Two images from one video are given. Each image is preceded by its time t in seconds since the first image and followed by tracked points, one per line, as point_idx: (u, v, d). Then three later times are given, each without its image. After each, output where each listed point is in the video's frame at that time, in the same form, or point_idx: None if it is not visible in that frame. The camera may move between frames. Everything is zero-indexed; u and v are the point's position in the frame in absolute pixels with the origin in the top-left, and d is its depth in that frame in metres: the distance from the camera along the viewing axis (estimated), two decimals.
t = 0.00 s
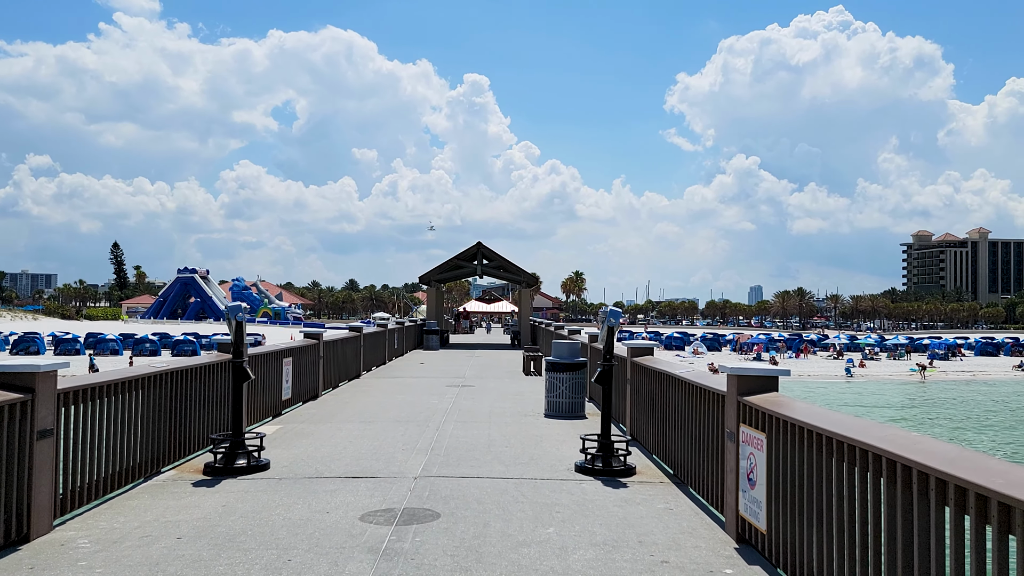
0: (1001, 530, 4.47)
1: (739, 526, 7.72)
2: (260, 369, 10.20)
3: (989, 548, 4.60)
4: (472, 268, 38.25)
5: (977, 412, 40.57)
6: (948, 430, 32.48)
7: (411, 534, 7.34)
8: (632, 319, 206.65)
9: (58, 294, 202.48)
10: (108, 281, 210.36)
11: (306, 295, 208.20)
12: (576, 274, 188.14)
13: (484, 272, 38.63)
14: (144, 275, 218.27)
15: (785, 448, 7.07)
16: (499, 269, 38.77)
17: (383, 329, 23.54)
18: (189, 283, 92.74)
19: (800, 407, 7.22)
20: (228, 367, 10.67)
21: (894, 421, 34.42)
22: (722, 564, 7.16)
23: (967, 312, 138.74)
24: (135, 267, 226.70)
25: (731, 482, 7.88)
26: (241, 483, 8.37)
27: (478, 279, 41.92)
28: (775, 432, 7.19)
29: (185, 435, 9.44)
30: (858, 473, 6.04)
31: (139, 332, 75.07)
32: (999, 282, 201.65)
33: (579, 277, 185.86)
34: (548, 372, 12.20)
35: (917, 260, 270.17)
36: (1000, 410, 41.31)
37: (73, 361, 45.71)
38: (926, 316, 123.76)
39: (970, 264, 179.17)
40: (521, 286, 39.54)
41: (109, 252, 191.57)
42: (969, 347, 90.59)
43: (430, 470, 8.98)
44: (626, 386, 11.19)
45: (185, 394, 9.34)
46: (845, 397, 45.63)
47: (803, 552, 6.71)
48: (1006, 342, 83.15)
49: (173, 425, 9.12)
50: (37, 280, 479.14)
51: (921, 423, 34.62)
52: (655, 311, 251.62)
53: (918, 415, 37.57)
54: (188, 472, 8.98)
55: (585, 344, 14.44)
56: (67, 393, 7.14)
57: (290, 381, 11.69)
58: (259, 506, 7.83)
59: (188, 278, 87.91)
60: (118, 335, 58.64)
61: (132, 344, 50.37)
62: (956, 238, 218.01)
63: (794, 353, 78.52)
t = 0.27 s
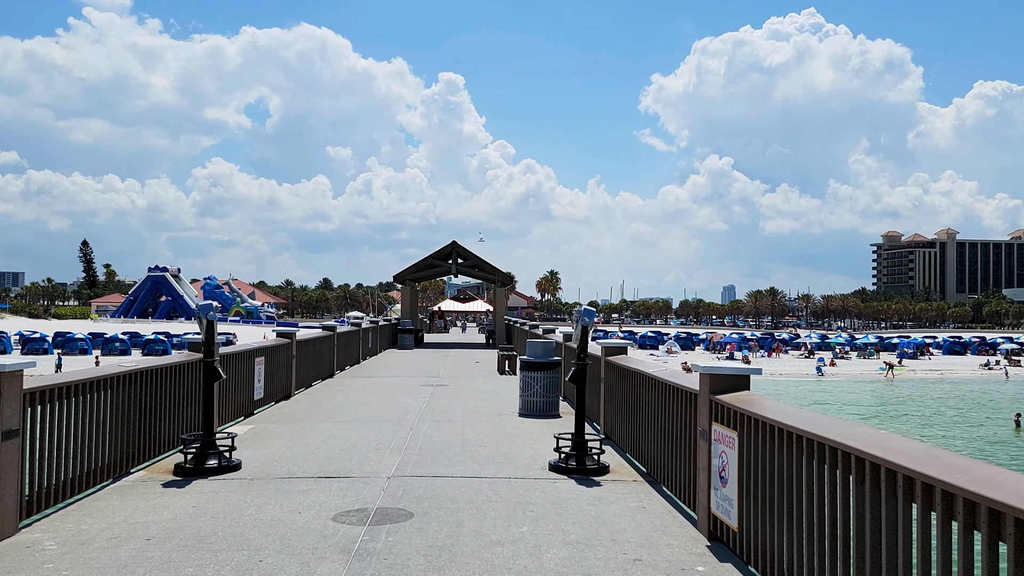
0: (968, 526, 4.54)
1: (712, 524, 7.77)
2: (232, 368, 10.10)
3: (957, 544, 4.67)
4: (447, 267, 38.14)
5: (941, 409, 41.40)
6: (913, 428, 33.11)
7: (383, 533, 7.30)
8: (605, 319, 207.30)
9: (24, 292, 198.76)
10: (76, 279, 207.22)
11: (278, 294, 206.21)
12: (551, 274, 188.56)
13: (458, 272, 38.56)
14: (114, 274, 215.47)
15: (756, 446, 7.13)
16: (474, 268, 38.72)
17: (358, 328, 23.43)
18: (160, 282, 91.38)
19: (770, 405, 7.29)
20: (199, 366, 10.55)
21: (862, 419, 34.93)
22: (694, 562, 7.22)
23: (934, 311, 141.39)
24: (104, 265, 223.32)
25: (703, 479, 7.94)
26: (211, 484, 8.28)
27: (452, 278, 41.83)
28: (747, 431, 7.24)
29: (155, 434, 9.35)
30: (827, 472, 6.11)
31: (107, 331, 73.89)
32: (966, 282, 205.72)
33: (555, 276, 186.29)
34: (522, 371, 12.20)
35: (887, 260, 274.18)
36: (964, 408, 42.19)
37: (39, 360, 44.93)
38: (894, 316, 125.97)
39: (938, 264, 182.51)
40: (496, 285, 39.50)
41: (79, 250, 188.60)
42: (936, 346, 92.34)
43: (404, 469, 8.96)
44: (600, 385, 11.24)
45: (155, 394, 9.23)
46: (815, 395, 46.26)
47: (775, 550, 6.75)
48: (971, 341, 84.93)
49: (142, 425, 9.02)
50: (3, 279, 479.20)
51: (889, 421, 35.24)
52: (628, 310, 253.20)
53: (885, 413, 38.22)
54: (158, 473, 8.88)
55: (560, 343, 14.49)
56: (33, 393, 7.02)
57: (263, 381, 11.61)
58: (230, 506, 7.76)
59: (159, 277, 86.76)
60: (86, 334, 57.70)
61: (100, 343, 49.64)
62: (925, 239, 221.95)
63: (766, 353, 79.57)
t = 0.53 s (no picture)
0: (937, 523, 4.61)
1: (685, 521, 7.82)
2: (205, 368, 10.01)
3: (926, 540, 4.74)
4: (423, 266, 38.06)
5: (909, 407, 42.14)
6: (883, 425, 33.66)
7: (357, 533, 7.27)
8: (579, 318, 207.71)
9: None
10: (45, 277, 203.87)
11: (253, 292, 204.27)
12: (528, 272, 188.92)
13: (435, 271, 38.46)
14: (84, 272, 212.24)
15: (729, 445, 7.18)
16: (451, 267, 38.67)
17: (333, 327, 23.27)
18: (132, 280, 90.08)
19: (744, 403, 7.35)
20: (170, 365, 10.43)
21: (834, 417, 35.33)
22: (668, 559, 7.26)
23: (903, 310, 143.87)
24: (73, 263, 219.90)
25: (678, 477, 7.98)
26: (183, 484, 8.21)
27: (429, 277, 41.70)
28: (720, 429, 7.30)
29: (126, 435, 9.24)
30: (799, 469, 6.18)
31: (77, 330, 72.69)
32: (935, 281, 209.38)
33: (532, 275, 186.52)
34: (498, 370, 12.21)
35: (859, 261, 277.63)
36: (933, 405, 42.95)
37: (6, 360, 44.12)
38: (865, 315, 127.93)
39: (908, 264, 185.69)
40: (473, 284, 39.47)
41: (49, 248, 185.47)
42: (906, 344, 93.96)
43: (378, 469, 8.92)
44: (576, 384, 11.25)
45: (126, 393, 9.12)
46: (787, 393, 46.78)
47: (748, 548, 6.81)
48: (940, 340, 86.48)
49: (113, 425, 8.91)
50: None
51: (859, 418, 35.74)
52: (605, 310, 254.16)
53: (856, 411, 38.77)
54: (129, 473, 8.77)
55: (535, 342, 14.52)
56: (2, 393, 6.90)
57: (236, 380, 11.51)
58: (202, 506, 7.68)
59: (131, 275, 85.55)
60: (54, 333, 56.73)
61: (70, 342, 48.90)
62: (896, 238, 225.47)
63: (741, 351, 80.32)
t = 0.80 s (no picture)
0: (910, 520, 4.67)
1: (663, 520, 7.85)
2: (181, 367, 9.91)
3: (899, 538, 4.81)
4: (402, 264, 37.98)
5: (883, 404, 42.70)
6: (856, 423, 34.07)
7: (334, 533, 7.24)
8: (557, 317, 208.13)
9: None
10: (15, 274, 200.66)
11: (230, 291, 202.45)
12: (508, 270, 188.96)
13: (414, 269, 38.37)
14: (56, 270, 209.38)
15: (706, 444, 7.22)
16: (430, 265, 38.62)
17: (310, 325, 23.13)
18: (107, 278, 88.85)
19: (720, 401, 7.40)
20: (146, 365, 10.35)
21: (809, 415, 35.66)
22: (645, 557, 7.29)
23: (878, 309, 145.75)
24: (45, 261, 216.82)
25: (655, 476, 8.02)
26: (158, 484, 8.13)
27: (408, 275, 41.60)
28: (697, 427, 7.34)
29: (100, 435, 9.13)
30: (775, 467, 6.23)
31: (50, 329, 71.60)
32: (909, 280, 212.43)
33: (511, 273, 186.73)
34: (477, 369, 12.19)
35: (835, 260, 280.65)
36: (906, 403, 43.58)
37: None
38: (841, 313, 129.50)
39: (882, 263, 188.18)
40: (452, 283, 39.42)
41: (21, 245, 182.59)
42: (880, 343, 95.25)
43: (356, 468, 8.89)
44: (554, 383, 11.27)
45: (101, 393, 9.02)
46: (763, 392, 47.22)
47: (725, 545, 6.85)
48: (914, 338, 87.74)
49: (86, 425, 8.79)
50: None
51: (834, 416, 36.11)
52: (584, 308, 254.93)
53: (831, 409, 39.16)
54: (103, 474, 8.67)
55: (514, 341, 14.53)
56: None
57: (213, 380, 11.42)
58: (177, 507, 7.61)
59: (106, 273, 84.35)
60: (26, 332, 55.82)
61: (44, 341, 48.32)
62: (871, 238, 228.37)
63: (718, 350, 80.93)
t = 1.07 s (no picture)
0: (886, 516, 4.71)
1: (642, 518, 7.88)
2: (157, 366, 9.83)
3: (874, 535, 4.87)
4: (382, 263, 37.85)
5: (858, 402, 43.25)
6: (832, 421, 34.47)
7: (313, 533, 7.19)
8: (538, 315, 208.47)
9: None
10: None
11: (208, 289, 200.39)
12: (489, 269, 188.74)
13: (394, 268, 38.25)
14: (28, 268, 206.21)
15: (684, 442, 7.26)
16: (410, 264, 38.50)
17: (289, 325, 22.97)
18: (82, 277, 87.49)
19: (699, 400, 7.44)
20: (121, 364, 10.23)
21: (787, 413, 35.98)
22: (623, 555, 7.32)
23: (854, 308, 147.50)
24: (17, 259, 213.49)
25: (634, 474, 8.05)
26: (134, 485, 8.05)
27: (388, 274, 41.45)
28: (676, 425, 7.37)
29: (74, 435, 9.02)
30: (752, 465, 6.27)
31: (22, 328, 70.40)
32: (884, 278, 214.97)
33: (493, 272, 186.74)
34: (457, 368, 12.17)
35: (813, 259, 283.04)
36: (882, 401, 44.15)
37: None
38: (818, 312, 130.84)
39: (859, 261, 190.36)
40: (432, 281, 39.30)
41: None
42: (857, 342, 96.41)
43: (335, 467, 8.84)
44: (534, 381, 11.27)
45: (75, 393, 8.91)
46: (742, 390, 47.59)
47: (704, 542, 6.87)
48: (890, 337, 88.92)
49: (61, 424, 8.69)
50: None
51: (813, 414, 36.39)
52: (564, 307, 255.25)
53: (809, 407, 39.47)
54: (77, 474, 8.57)
55: (494, 339, 14.53)
56: None
57: (189, 379, 11.34)
58: (154, 508, 7.54)
59: (81, 272, 83.05)
60: None
61: (16, 339, 47.62)
62: (849, 238, 230.88)
63: (697, 348, 81.39)
